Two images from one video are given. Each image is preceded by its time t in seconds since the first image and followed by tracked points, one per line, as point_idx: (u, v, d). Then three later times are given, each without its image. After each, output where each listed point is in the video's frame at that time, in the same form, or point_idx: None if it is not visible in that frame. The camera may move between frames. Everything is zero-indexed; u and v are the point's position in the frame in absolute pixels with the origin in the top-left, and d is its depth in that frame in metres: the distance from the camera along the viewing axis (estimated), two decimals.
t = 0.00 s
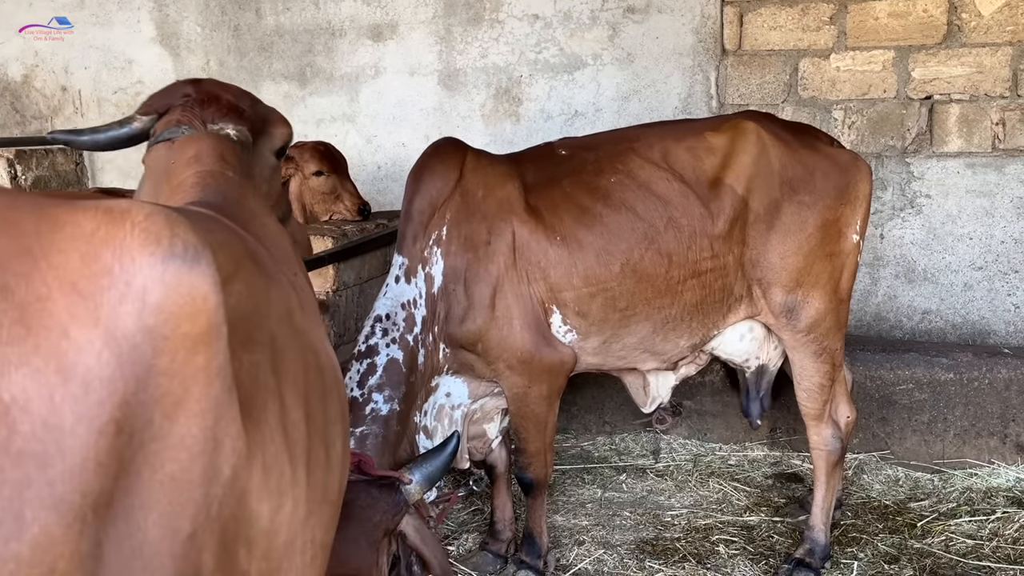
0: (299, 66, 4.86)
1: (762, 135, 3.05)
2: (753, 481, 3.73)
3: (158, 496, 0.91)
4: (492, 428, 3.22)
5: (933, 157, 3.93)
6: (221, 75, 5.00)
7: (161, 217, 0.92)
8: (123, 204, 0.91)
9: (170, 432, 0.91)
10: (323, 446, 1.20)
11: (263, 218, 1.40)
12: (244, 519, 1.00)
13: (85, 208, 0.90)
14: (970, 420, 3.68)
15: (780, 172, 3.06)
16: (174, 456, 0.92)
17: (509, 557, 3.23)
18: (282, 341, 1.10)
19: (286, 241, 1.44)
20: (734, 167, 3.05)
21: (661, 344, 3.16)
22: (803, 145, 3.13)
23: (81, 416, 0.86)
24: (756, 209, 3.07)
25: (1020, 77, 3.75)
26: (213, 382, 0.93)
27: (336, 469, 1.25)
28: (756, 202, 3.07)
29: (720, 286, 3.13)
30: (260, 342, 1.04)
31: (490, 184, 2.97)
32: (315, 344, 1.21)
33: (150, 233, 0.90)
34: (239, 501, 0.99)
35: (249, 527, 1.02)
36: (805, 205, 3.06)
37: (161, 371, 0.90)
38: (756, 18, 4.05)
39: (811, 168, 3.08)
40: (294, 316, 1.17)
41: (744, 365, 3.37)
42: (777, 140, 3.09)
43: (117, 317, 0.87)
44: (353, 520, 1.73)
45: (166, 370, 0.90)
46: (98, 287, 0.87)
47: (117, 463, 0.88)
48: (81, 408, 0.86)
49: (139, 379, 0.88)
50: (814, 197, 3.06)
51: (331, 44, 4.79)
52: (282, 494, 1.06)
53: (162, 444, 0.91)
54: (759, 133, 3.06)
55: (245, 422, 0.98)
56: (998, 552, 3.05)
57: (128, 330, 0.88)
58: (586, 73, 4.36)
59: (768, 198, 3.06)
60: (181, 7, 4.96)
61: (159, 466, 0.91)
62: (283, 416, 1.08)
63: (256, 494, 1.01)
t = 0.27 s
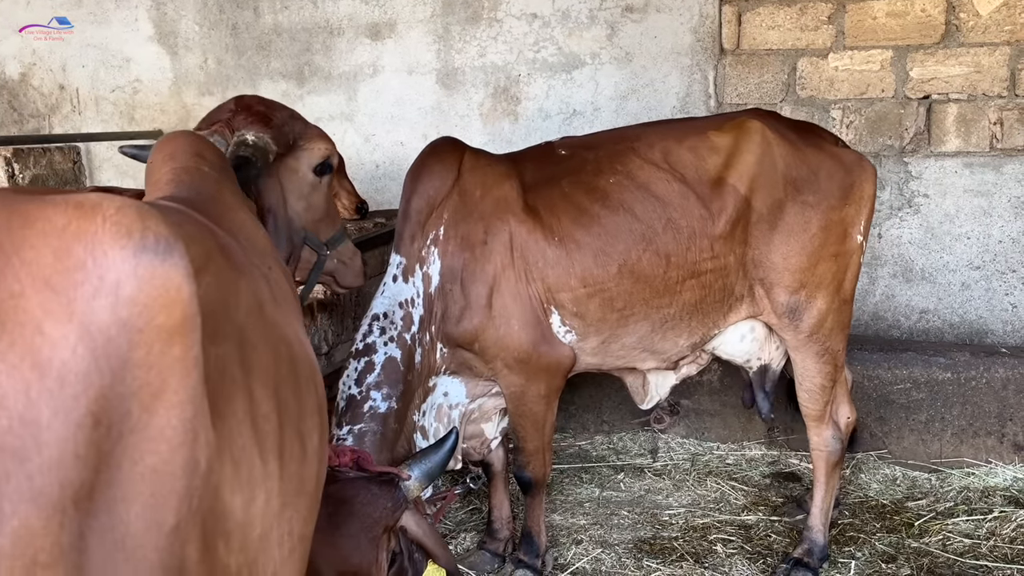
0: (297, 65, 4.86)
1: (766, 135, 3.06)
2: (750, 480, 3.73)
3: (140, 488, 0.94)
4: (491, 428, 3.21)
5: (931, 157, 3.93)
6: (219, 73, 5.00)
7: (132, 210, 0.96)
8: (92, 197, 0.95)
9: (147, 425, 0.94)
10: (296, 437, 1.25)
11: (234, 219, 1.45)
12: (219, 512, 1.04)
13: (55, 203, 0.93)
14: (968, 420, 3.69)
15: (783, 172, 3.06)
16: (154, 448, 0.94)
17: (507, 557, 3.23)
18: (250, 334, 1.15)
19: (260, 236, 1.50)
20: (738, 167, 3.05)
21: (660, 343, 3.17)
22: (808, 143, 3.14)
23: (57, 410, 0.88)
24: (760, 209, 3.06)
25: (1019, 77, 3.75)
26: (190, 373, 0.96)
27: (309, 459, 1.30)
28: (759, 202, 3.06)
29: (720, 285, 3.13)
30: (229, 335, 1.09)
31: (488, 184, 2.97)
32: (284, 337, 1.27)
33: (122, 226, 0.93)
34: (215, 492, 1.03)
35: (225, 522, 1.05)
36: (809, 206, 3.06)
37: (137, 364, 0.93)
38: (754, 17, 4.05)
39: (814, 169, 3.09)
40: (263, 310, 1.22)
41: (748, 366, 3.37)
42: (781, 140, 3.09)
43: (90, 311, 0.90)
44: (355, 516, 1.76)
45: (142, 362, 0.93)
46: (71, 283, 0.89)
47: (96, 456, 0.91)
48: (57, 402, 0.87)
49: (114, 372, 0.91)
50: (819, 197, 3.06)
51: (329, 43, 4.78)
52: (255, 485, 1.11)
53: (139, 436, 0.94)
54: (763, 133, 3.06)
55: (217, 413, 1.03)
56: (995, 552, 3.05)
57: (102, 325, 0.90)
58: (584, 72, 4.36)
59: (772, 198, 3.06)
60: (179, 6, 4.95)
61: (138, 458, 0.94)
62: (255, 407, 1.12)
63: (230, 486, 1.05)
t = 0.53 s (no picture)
0: (294, 64, 4.85)
1: (771, 133, 3.04)
2: (746, 480, 3.74)
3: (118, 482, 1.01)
4: (489, 427, 3.21)
5: (928, 157, 3.93)
6: (216, 72, 4.98)
7: (105, 209, 1.03)
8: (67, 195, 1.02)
9: (124, 422, 1.01)
10: (271, 435, 1.31)
11: (223, 216, 1.49)
12: (193, 507, 1.11)
13: (28, 204, 1.00)
14: (964, 420, 3.69)
15: (786, 172, 3.05)
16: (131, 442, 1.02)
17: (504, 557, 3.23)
18: (224, 334, 1.21)
19: (248, 232, 1.54)
20: (742, 168, 3.04)
21: (658, 343, 3.16)
22: (812, 144, 3.13)
23: (36, 409, 0.94)
24: (762, 209, 3.06)
25: (1015, 77, 3.76)
26: (166, 371, 1.04)
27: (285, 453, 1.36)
28: (762, 202, 3.06)
29: (719, 285, 3.12)
30: (202, 336, 1.15)
31: (485, 185, 2.97)
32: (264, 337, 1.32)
33: (94, 225, 1.01)
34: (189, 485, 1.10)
35: (198, 516, 1.12)
36: (813, 206, 3.06)
37: (114, 363, 1.00)
38: (751, 17, 4.06)
39: (819, 170, 3.07)
40: (236, 309, 1.28)
41: (746, 367, 3.35)
42: (786, 140, 3.08)
43: (65, 309, 0.97)
44: (355, 510, 1.89)
45: (119, 361, 1.00)
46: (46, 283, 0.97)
47: (73, 452, 0.97)
48: (35, 400, 0.94)
49: (90, 370, 0.98)
50: (823, 197, 3.06)
51: (327, 41, 4.77)
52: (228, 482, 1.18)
53: (114, 431, 1.01)
54: (767, 133, 3.05)
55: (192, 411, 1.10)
56: (991, 552, 3.06)
57: (77, 325, 0.98)
58: (582, 72, 4.35)
59: (775, 199, 3.05)
60: (176, 4, 4.94)
61: (114, 452, 1.01)
62: (230, 407, 1.18)
63: (203, 483, 1.12)
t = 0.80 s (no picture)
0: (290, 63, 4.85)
1: (773, 132, 3.04)
2: (743, 479, 3.74)
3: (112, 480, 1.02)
4: (488, 425, 3.21)
5: (924, 157, 3.93)
6: (212, 72, 4.98)
7: (94, 208, 1.04)
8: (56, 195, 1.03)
9: (115, 419, 1.02)
10: (262, 433, 1.31)
11: (207, 215, 1.49)
12: (184, 505, 1.12)
13: (18, 203, 1.01)
14: (960, 419, 3.69)
15: (788, 171, 3.05)
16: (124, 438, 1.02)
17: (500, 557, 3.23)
18: (213, 331, 1.21)
19: (232, 232, 1.54)
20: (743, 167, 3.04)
21: (656, 343, 3.16)
22: (813, 143, 3.12)
23: (28, 408, 0.95)
24: (762, 209, 3.06)
25: (1011, 77, 3.76)
26: (158, 369, 1.05)
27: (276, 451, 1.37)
28: (762, 201, 3.06)
29: (718, 283, 3.12)
30: (191, 332, 1.15)
31: (482, 182, 2.99)
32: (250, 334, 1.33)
33: (85, 224, 1.02)
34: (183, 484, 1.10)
35: (190, 514, 1.13)
36: (813, 206, 3.06)
37: (106, 361, 1.01)
38: (748, 17, 4.07)
39: (820, 170, 3.07)
40: (222, 308, 1.28)
41: (750, 367, 3.38)
42: (787, 139, 3.08)
43: (56, 308, 0.98)
44: (351, 500, 1.94)
45: (112, 359, 1.01)
46: (36, 282, 0.97)
47: (66, 451, 0.98)
48: (27, 400, 0.95)
49: (81, 369, 0.99)
50: (823, 197, 3.06)
51: (323, 41, 4.76)
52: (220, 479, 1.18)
53: (106, 428, 1.01)
54: (769, 132, 3.04)
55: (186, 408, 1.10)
56: (987, 551, 3.06)
57: (68, 323, 0.99)
58: (578, 72, 4.35)
59: (776, 198, 3.05)
60: (172, 4, 4.94)
61: (104, 449, 1.01)
62: (219, 404, 1.18)
63: (195, 481, 1.12)
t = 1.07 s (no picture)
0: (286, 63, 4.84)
1: (771, 132, 3.06)
2: (739, 479, 3.74)
3: (115, 474, 1.04)
4: (485, 423, 3.21)
5: (920, 157, 3.95)
6: (208, 71, 4.97)
7: (101, 207, 1.08)
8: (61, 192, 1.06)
9: (122, 415, 1.04)
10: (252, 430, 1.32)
11: (192, 214, 1.51)
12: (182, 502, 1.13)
13: (24, 201, 1.04)
14: (955, 419, 3.70)
15: (785, 171, 3.06)
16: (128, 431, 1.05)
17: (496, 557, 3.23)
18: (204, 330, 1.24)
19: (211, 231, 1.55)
20: (740, 167, 3.04)
21: (652, 342, 3.17)
22: (810, 143, 3.13)
23: (42, 404, 0.97)
24: (760, 208, 3.06)
25: (1006, 77, 3.77)
26: (159, 365, 1.08)
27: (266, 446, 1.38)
28: (760, 201, 3.06)
29: (715, 283, 3.12)
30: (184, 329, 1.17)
31: (481, 182, 2.98)
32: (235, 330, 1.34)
33: (92, 222, 1.05)
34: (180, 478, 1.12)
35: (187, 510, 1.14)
36: (811, 206, 3.07)
37: (111, 357, 1.04)
38: (744, 17, 4.07)
39: (817, 169, 3.08)
40: (208, 304, 1.29)
41: (746, 368, 3.36)
42: (784, 139, 3.08)
43: (65, 305, 1.01)
44: (349, 493, 1.93)
45: (115, 355, 1.04)
46: (45, 280, 1.00)
47: (77, 447, 1.00)
48: (40, 395, 0.97)
49: (90, 365, 1.02)
50: (820, 197, 3.07)
51: (319, 40, 4.76)
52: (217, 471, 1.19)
53: (114, 425, 1.04)
54: (766, 132, 3.05)
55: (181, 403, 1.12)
56: (982, 550, 3.07)
57: (76, 321, 1.01)
58: (574, 72, 4.36)
59: (774, 198, 3.06)
60: (167, 3, 4.93)
61: (112, 447, 1.04)
62: (211, 398, 1.20)
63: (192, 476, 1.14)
